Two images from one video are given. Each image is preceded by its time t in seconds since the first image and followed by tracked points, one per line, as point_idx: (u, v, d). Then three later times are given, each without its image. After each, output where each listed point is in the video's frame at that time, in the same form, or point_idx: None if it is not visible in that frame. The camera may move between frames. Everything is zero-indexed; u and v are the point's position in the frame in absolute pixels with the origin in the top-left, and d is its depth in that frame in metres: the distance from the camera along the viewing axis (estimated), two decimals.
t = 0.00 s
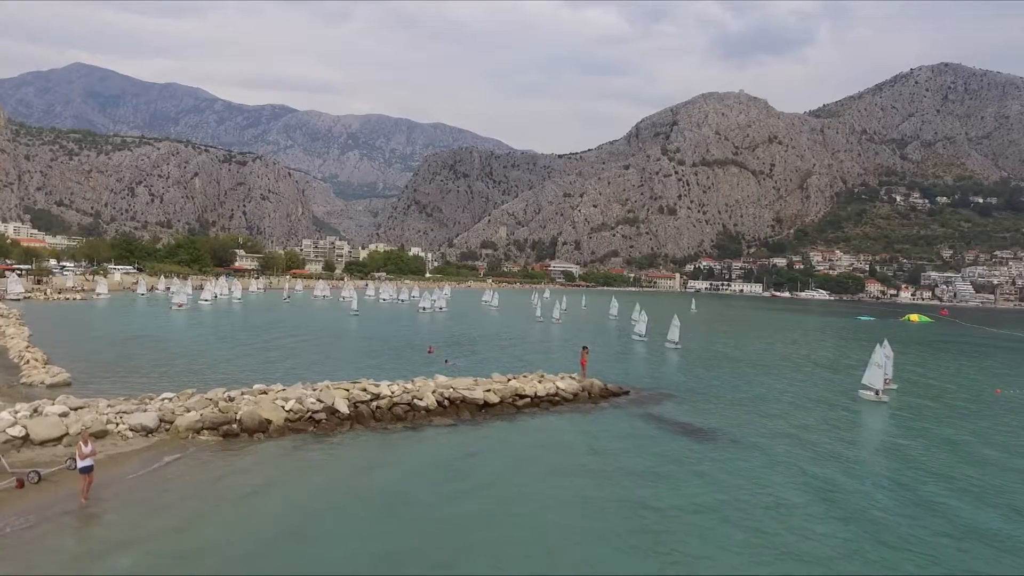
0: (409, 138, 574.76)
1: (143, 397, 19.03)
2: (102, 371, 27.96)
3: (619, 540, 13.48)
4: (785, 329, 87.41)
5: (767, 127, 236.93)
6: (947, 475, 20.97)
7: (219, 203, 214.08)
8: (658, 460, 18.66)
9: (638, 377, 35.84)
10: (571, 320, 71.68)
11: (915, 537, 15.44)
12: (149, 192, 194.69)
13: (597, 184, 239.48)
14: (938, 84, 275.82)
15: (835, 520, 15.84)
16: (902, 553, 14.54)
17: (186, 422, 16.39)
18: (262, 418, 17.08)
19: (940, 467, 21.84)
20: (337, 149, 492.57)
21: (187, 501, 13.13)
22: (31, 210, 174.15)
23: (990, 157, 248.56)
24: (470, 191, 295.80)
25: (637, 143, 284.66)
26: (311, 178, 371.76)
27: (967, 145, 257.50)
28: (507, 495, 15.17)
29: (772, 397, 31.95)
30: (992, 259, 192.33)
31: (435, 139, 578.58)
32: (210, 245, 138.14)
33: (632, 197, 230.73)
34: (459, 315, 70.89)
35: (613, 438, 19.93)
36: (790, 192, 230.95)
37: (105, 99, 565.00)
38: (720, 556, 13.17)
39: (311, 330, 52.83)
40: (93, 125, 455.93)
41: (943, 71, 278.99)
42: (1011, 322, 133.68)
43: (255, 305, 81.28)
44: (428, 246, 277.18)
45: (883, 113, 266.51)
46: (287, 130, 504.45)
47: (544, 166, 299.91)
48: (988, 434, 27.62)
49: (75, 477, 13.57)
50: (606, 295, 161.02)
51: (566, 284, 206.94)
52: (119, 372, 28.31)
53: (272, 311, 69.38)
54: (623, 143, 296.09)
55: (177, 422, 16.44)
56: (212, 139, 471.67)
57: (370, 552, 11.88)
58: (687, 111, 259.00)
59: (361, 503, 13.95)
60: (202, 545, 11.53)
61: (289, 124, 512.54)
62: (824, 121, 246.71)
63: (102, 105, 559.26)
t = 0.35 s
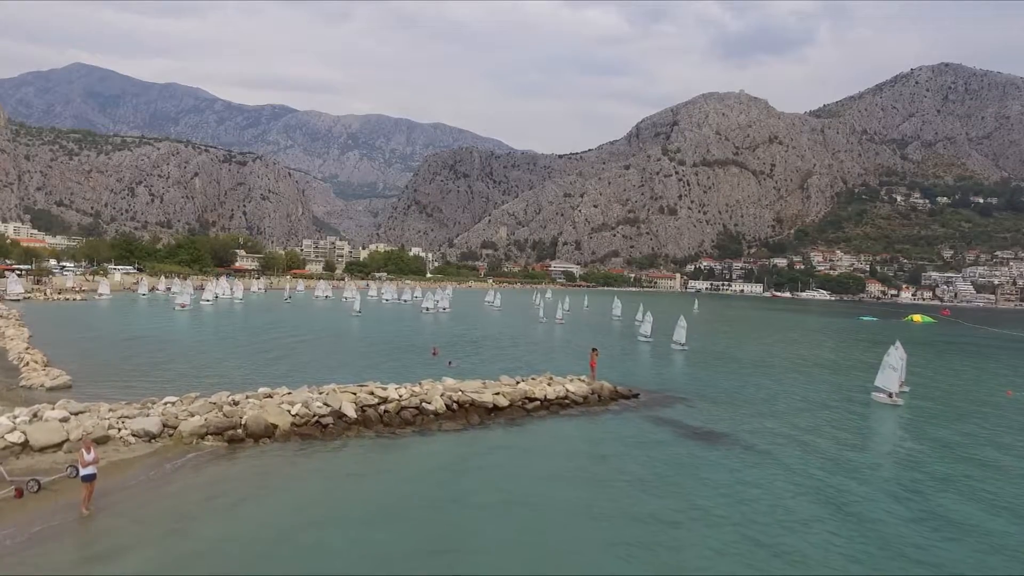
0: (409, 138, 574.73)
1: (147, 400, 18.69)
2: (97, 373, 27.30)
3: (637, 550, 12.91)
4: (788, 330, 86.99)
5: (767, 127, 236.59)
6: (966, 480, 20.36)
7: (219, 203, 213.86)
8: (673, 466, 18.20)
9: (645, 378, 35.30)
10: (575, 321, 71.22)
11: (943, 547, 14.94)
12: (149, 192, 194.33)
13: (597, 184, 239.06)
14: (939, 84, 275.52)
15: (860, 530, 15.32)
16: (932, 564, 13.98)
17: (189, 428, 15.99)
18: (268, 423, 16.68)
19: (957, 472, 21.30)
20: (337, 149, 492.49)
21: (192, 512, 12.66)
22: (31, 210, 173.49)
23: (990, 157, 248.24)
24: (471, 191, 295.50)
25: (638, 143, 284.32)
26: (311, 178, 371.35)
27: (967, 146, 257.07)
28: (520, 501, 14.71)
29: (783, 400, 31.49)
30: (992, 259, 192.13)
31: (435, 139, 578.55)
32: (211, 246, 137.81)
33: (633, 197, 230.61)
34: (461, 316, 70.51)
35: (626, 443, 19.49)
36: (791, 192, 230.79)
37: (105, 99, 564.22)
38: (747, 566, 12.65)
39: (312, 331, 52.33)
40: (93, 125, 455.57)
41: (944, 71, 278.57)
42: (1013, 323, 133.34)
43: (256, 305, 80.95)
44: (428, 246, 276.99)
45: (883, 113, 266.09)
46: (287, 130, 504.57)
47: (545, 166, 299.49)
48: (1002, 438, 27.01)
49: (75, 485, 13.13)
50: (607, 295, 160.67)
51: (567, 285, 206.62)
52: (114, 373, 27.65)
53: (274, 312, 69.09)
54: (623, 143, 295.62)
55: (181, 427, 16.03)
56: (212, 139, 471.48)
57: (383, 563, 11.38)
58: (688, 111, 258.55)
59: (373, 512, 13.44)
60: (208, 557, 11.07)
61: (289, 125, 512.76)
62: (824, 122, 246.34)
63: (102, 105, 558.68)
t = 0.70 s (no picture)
0: (409, 138, 574.49)
1: (147, 405, 18.18)
2: (94, 376, 26.66)
3: (659, 560, 12.36)
4: (791, 330, 86.43)
5: (767, 127, 236.23)
6: (989, 486, 19.73)
7: (219, 203, 213.41)
8: (692, 471, 17.56)
9: (653, 380, 34.68)
10: (579, 322, 70.68)
11: (973, 555, 14.31)
12: (149, 192, 193.97)
13: (598, 184, 238.52)
14: (939, 84, 275.11)
15: (890, 538, 14.69)
16: None
17: (193, 433, 15.50)
18: (273, 428, 16.21)
19: (980, 477, 20.69)
20: (337, 149, 492.02)
21: (194, 521, 12.13)
22: (31, 210, 172.86)
23: (991, 157, 247.54)
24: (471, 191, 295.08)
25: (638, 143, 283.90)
26: (312, 178, 371.02)
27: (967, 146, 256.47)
28: (534, 508, 14.18)
29: (796, 402, 30.76)
30: (993, 259, 191.67)
31: (435, 139, 578.39)
32: (211, 245, 137.25)
33: (634, 197, 230.36)
34: (464, 316, 70.11)
35: (636, 445, 18.98)
36: (791, 192, 230.75)
37: (105, 100, 563.87)
38: None
39: (314, 333, 51.81)
40: (93, 125, 455.04)
41: (944, 71, 278.19)
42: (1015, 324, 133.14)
43: (258, 306, 80.58)
44: (429, 246, 276.66)
45: (884, 113, 265.71)
46: (287, 130, 504.52)
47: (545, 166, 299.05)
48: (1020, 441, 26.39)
49: (73, 495, 12.64)
50: (608, 296, 160.17)
51: (568, 285, 206.22)
52: (111, 376, 26.97)
53: (275, 312, 68.68)
54: (624, 143, 294.98)
55: (185, 433, 15.55)
56: (212, 139, 471.24)
57: None
58: (689, 111, 258.08)
59: (383, 520, 12.87)
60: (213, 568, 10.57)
61: (289, 125, 512.75)
62: (824, 122, 246.07)
63: (102, 105, 558.35)
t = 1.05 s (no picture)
0: (409, 138, 573.99)
1: (147, 409, 17.69)
2: (94, 377, 26.21)
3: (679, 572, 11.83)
4: (794, 331, 85.96)
5: (768, 127, 235.81)
6: (1013, 491, 19.16)
7: (219, 203, 212.93)
8: (709, 477, 17.06)
9: (661, 381, 34.17)
10: (582, 322, 70.27)
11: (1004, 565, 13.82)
12: (149, 191, 193.48)
13: (598, 184, 238.11)
14: (940, 84, 274.60)
15: (920, 548, 14.15)
16: None
17: (194, 438, 15.01)
18: (276, 433, 15.70)
19: (1003, 481, 20.12)
20: (337, 149, 491.57)
21: (193, 530, 11.64)
22: (31, 209, 172.27)
23: (991, 157, 246.84)
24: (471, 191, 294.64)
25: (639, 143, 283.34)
26: (312, 178, 370.40)
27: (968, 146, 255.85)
28: (549, 516, 13.64)
29: (807, 404, 30.20)
30: (994, 259, 191.17)
31: (435, 139, 578.03)
32: (211, 245, 136.73)
33: (634, 197, 230.17)
34: (466, 316, 69.77)
35: (650, 450, 18.47)
36: (792, 192, 230.49)
37: (105, 99, 563.22)
38: None
39: (315, 333, 51.51)
40: (93, 124, 454.64)
41: (945, 71, 277.72)
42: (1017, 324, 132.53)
43: (259, 306, 80.22)
44: (429, 246, 276.32)
45: (884, 113, 265.18)
46: (287, 130, 504.24)
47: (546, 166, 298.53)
48: None
49: (70, 505, 12.12)
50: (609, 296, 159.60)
51: (569, 285, 205.83)
52: (111, 377, 26.51)
53: (276, 313, 68.18)
54: (625, 143, 294.37)
55: (186, 438, 15.06)
56: (212, 139, 470.81)
57: None
58: (689, 111, 257.60)
59: (392, 528, 12.40)
60: None
61: (289, 125, 512.34)
62: (825, 122, 245.73)
63: (103, 105, 557.86)
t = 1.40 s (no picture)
0: (409, 138, 573.34)
1: (146, 413, 17.11)
2: (89, 378, 25.56)
3: None
4: (798, 331, 85.47)
5: (769, 127, 235.42)
6: None
7: (219, 203, 212.45)
8: (728, 484, 16.48)
9: (669, 382, 33.69)
10: (586, 322, 69.78)
11: None
12: (149, 191, 193.04)
13: (599, 185, 237.73)
14: (941, 84, 274.09)
15: (955, 562, 13.51)
16: None
17: (194, 445, 14.45)
18: (280, 438, 15.17)
19: None
20: (337, 148, 491.08)
21: (192, 543, 11.03)
22: (30, 209, 171.78)
23: (992, 157, 246.24)
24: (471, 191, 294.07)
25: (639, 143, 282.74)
26: (312, 178, 370.13)
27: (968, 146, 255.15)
28: (564, 525, 13.11)
29: (820, 406, 29.64)
30: (995, 260, 190.48)
31: (435, 139, 577.53)
32: (211, 245, 136.29)
33: (635, 197, 230.01)
34: (469, 317, 69.47)
35: (664, 455, 17.93)
36: (792, 192, 230.07)
37: (105, 99, 562.71)
38: None
39: (317, 333, 51.01)
40: (93, 124, 454.32)
41: (946, 71, 277.13)
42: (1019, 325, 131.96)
43: (260, 306, 79.82)
44: (429, 246, 276.08)
45: (885, 113, 264.64)
46: (287, 130, 504.22)
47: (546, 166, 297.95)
48: None
49: (62, 517, 11.56)
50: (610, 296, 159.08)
51: (570, 285, 205.48)
52: (106, 378, 25.86)
53: (277, 313, 67.80)
54: (625, 143, 293.77)
55: (186, 444, 14.50)
56: (212, 139, 470.57)
57: None
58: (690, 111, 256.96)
59: (404, 539, 11.80)
60: None
61: (289, 124, 512.24)
62: (826, 122, 245.63)
63: (103, 105, 557.21)
